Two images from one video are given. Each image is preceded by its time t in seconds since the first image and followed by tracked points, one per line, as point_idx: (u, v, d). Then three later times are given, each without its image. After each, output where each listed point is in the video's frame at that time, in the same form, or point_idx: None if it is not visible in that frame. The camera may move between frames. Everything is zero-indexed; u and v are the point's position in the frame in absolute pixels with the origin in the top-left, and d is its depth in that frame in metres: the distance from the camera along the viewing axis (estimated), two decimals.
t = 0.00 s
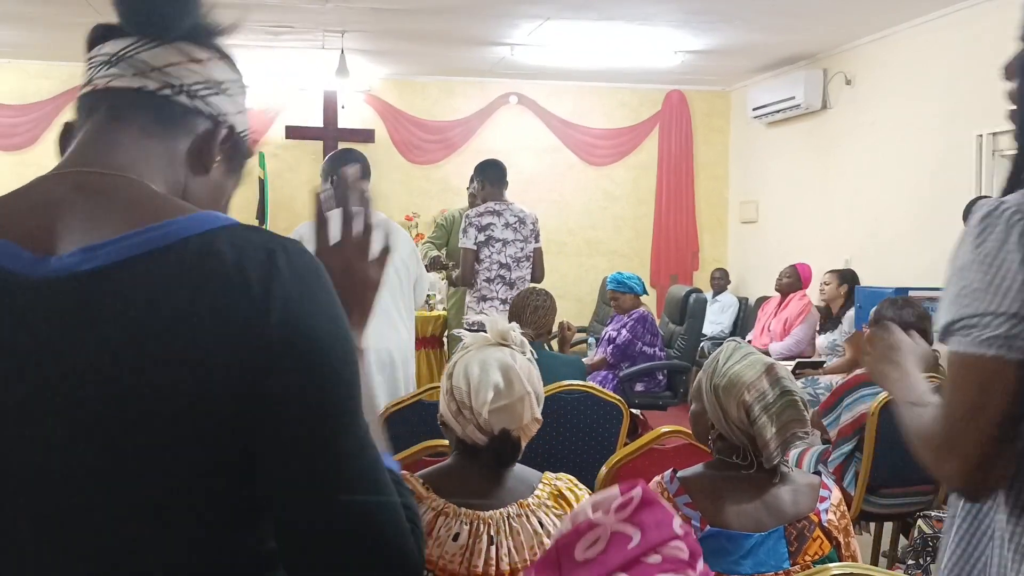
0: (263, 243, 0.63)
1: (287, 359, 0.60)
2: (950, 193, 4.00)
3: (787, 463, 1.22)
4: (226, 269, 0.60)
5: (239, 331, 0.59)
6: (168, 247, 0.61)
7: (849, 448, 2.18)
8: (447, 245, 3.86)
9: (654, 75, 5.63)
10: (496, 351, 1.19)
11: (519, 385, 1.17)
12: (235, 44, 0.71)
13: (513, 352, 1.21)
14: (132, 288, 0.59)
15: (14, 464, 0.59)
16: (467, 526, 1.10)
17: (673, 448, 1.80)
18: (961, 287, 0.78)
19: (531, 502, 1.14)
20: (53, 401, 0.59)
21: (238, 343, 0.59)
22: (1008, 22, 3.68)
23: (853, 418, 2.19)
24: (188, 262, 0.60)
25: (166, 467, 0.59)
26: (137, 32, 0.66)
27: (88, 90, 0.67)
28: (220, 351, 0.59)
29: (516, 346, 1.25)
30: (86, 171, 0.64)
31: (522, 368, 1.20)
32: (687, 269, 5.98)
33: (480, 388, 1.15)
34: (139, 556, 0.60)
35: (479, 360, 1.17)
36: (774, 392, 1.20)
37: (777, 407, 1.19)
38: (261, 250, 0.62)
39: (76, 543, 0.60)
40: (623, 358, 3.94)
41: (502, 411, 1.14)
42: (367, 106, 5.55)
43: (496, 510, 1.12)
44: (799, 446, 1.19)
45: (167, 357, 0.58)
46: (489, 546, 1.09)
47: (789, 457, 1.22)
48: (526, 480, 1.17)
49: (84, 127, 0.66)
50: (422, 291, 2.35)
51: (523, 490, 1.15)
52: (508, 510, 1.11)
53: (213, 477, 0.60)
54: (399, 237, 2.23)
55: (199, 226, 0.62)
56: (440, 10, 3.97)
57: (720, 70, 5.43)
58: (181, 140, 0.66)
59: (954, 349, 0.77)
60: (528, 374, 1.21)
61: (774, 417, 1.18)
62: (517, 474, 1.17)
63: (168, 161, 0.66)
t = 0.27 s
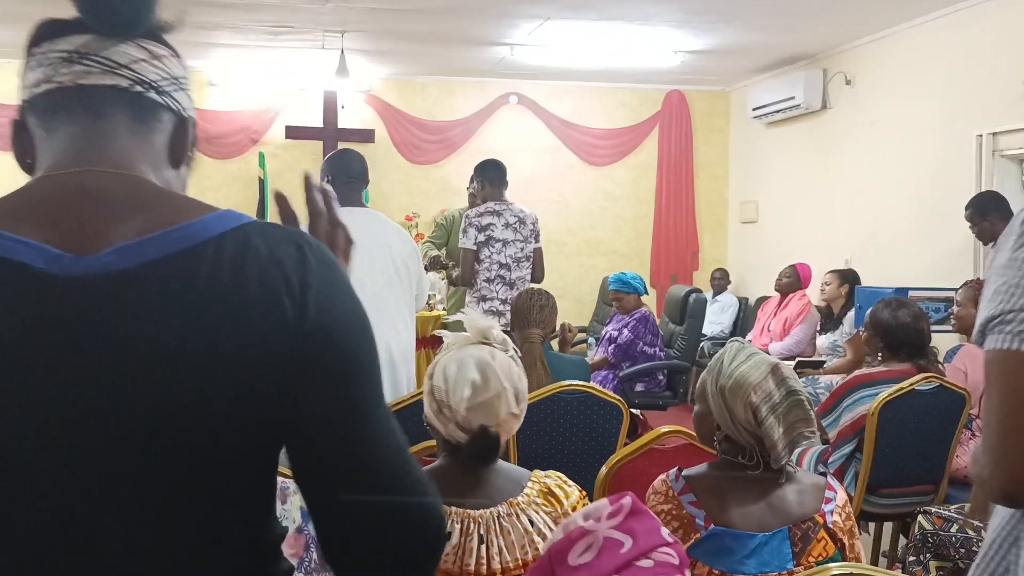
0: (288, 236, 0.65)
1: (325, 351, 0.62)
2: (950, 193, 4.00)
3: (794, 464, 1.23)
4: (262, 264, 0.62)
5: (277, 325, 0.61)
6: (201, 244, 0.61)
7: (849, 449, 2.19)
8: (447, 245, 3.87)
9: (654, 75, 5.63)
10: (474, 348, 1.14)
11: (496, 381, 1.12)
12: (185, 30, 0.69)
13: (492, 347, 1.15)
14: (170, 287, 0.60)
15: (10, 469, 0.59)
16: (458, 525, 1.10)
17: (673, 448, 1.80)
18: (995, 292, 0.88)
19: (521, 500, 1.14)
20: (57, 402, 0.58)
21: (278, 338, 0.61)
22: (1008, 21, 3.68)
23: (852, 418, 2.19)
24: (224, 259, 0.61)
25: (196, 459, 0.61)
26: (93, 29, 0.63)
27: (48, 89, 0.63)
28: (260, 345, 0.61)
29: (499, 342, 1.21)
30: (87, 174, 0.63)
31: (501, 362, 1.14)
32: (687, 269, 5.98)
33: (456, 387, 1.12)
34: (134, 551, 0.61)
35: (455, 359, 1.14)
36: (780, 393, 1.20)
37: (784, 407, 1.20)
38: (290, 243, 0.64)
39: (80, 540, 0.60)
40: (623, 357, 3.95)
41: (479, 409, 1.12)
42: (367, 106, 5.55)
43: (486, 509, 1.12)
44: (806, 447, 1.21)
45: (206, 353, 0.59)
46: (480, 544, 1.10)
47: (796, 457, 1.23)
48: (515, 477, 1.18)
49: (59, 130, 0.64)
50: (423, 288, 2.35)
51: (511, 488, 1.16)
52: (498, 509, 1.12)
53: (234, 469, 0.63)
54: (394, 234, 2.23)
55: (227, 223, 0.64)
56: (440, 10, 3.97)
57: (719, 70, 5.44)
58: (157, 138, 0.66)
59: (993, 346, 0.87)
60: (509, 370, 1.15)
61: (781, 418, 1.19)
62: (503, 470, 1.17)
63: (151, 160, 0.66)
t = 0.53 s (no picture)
0: (300, 236, 0.67)
1: (341, 351, 0.64)
2: (950, 193, 4.00)
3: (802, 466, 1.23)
4: (284, 262, 0.63)
5: (300, 322, 0.62)
6: (224, 241, 0.62)
7: (849, 448, 2.19)
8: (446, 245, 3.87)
9: (654, 75, 5.63)
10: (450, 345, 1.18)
11: (460, 373, 1.14)
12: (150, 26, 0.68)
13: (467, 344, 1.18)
14: (198, 283, 0.60)
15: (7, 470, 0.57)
16: (452, 526, 1.10)
17: (673, 448, 1.79)
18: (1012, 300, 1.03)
19: (515, 500, 1.14)
20: (66, 394, 0.57)
21: (298, 335, 0.62)
22: (1008, 22, 3.68)
23: (852, 418, 2.19)
24: (247, 256, 0.62)
25: (211, 454, 0.61)
26: (71, 28, 0.62)
27: (30, 93, 0.61)
28: (284, 339, 0.62)
29: (485, 343, 1.22)
30: (96, 174, 0.63)
31: (473, 357, 1.16)
32: (687, 269, 5.98)
33: (426, 381, 1.16)
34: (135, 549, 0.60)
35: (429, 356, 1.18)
36: (794, 393, 1.20)
37: (797, 408, 1.19)
38: (302, 242, 0.67)
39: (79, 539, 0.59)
40: (623, 357, 3.95)
41: (443, 402, 1.14)
42: (367, 106, 5.55)
43: (480, 509, 1.12)
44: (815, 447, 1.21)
45: (229, 348, 0.60)
46: (473, 545, 1.10)
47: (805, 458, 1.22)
48: (509, 477, 1.17)
49: (48, 135, 0.63)
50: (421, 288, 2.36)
51: (505, 488, 1.15)
52: (492, 510, 1.12)
53: (246, 464, 0.63)
54: (391, 232, 2.23)
55: (244, 221, 0.65)
56: (440, 10, 3.97)
57: (719, 70, 5.44)
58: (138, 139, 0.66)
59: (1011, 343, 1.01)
60: (483, 369, 1.15)
61: (793, 418, 1.18)
62: (494, 468, 1.16)
63: (142, 159, 0.66)
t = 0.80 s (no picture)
0: (309, 247, 0.67)
1: (347, 362, 0.64)
2: (950, 193, 4.00)
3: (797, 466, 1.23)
4: (292, 271, 0.64)
5: (307, 331, 0.63)
6: (236, 250, 0.63)
7: (849, 447, 2.19)
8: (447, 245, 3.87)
9: (654, 75, 5.63)
10: (461, 346, 1.15)
11: (477, 377, 1.12)
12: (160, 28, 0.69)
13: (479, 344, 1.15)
14: (208, 288, 0.60)
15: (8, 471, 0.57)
16: (458, 525, 1.10)
17: (673, 448, 1.79)
18: None
19: (522, 501, 1.14)
20: (67, 396, 0.57)
21: (304, 342, 0.62)
22: (1007, 22, 3.67)
23: (852, 417, 2.20)
24: (255, 264, 0.63)
25: (212, 456, 0.61)
26: (90, 23, 0.62)
27: (46, 82, 0.61)
28: (290, 346, 0.62)
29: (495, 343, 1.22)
30: (111, 175, 0.63)
31: (487, 359, 1.14)
32: (687, 269, 5.98)
33: (439, 383, 1.13)
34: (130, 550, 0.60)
35: (443, 355, 1.15)
36: (790, 393, 1.19)
37: (793, 407, 1.19)
38: (310, 253, 0.67)
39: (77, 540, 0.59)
40: (623, 357, 3.96)
41: (459, 404, 1.13)
42: (367, 106, 5.55)
43: (486, 509, 1.12)
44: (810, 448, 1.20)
45: (236, 353, 0.60)
46: (480, 545, 1.09)
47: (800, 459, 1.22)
48: (516, 478, 1.17)
49: (61, 128, 0.63)
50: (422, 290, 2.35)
51: (511, 488, 1.15)
52: (499, 510, 1.12)
53: (250, 465, 0.63)
54: (389, 230, 2.23)
55: (254, 231, 0.65)
56: (439, 10, 3.97)
57: (719, 70, 5.43)
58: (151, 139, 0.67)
59: None
60: (498, 374, 1.13)
61: (787, 417, 1.18)
62: (502, 470, 1.17)
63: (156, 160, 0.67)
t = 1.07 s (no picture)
0: (311, 265, 0.66)
1: (340, 377, 0.64)
2: (950, 193, 4.00)
3: (788, 463, 1.23)
4: (287, 291, 0.63)
5: (301, 347, 0.62)
6: (236, 263, 0.63)
7: (849, 445, 2.19)
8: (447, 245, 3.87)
9: (654, 75, 5.63)
10: (477, 348, 1.17)
11: (495, 379, 1.14)
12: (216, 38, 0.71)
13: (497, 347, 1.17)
14: (202, 299, 0.60)
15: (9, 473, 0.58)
16: (467, 527, 1.10)
17: (673, 448, 1.80)
18: None
19: (531, 502, 1.13)
20: (60, 397, 0.57)
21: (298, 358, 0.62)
22: (1008, 22, 3.68)
23: (853, 415, 2.20)
24: (252, 279, 0.62)
25: (205, 463, 0.61)
26: (147, 27, 0.64)
27: (94, 78, 0.63)
28: (285, 361, 0.62)
29: (508, 343, 1.22)
30: (123, 178, 0.63)
31: (505, 362, 1.16)
32: (687, 269, 5.99)
33: (456, 384, 1.15)
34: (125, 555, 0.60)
35: (460, 354, 1.16)
36: (779, 392, 1.20)
37: (782, 407, 1.19)
38: (313, 272, 0.66)
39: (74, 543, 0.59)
40: (623, 357, 3.96)
41: (477, 407, 1.13)
42: (367, 106, 5.55)
43: (494, 510, 1.12)
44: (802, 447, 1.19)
45: (230, 365, 0.60)
46: (489, 546, 1.09)
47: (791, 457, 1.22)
48: (524, 479, 1.17)
49: (95, 122, 0.64)
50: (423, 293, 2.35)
51: (520, 490, 1.15)
52: (507, 511, 1.11)
53: (245, 473, 0.63)
54: (392, 232, 2.22)
55: (258, 246, 0.65)
56: (439, 10, 3.97)
57: (719, 70, 5.43)
58: (187, 144, 0.67)
59: None
60: (514, 374, 1.15)
61: (776, 417, 1.18)
62: (512, 471, 1.17)
63: (180, 167, 0.67)
